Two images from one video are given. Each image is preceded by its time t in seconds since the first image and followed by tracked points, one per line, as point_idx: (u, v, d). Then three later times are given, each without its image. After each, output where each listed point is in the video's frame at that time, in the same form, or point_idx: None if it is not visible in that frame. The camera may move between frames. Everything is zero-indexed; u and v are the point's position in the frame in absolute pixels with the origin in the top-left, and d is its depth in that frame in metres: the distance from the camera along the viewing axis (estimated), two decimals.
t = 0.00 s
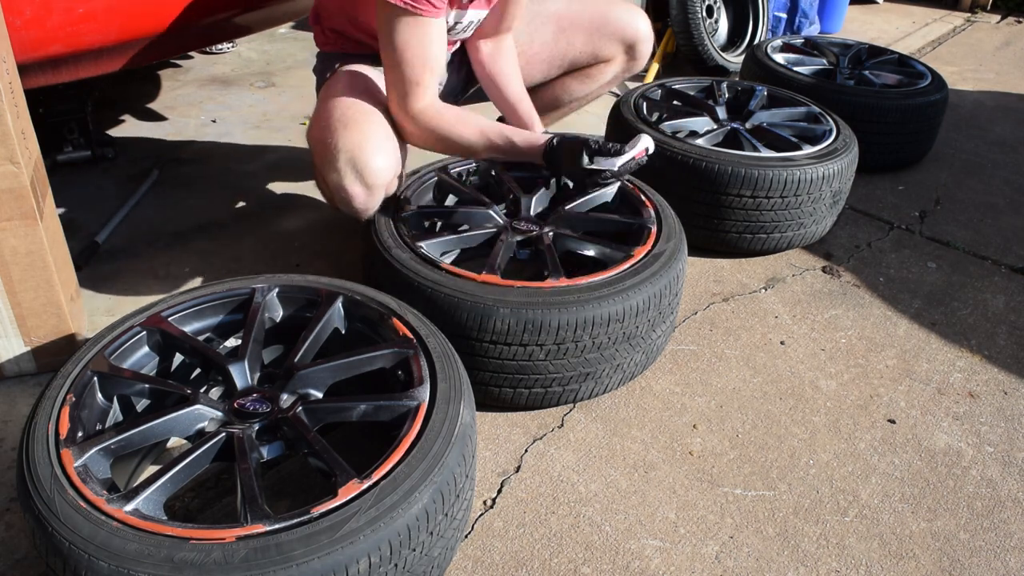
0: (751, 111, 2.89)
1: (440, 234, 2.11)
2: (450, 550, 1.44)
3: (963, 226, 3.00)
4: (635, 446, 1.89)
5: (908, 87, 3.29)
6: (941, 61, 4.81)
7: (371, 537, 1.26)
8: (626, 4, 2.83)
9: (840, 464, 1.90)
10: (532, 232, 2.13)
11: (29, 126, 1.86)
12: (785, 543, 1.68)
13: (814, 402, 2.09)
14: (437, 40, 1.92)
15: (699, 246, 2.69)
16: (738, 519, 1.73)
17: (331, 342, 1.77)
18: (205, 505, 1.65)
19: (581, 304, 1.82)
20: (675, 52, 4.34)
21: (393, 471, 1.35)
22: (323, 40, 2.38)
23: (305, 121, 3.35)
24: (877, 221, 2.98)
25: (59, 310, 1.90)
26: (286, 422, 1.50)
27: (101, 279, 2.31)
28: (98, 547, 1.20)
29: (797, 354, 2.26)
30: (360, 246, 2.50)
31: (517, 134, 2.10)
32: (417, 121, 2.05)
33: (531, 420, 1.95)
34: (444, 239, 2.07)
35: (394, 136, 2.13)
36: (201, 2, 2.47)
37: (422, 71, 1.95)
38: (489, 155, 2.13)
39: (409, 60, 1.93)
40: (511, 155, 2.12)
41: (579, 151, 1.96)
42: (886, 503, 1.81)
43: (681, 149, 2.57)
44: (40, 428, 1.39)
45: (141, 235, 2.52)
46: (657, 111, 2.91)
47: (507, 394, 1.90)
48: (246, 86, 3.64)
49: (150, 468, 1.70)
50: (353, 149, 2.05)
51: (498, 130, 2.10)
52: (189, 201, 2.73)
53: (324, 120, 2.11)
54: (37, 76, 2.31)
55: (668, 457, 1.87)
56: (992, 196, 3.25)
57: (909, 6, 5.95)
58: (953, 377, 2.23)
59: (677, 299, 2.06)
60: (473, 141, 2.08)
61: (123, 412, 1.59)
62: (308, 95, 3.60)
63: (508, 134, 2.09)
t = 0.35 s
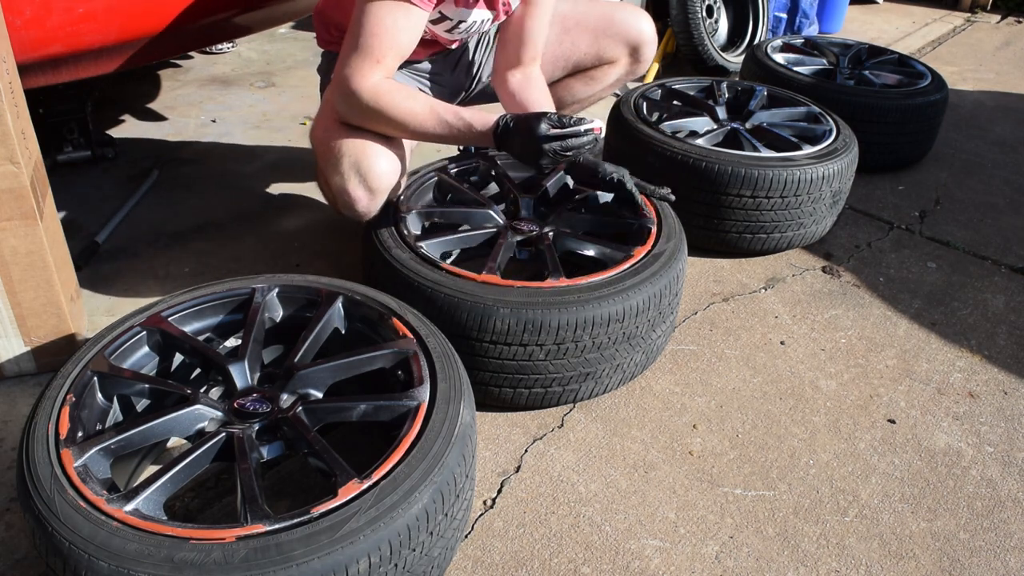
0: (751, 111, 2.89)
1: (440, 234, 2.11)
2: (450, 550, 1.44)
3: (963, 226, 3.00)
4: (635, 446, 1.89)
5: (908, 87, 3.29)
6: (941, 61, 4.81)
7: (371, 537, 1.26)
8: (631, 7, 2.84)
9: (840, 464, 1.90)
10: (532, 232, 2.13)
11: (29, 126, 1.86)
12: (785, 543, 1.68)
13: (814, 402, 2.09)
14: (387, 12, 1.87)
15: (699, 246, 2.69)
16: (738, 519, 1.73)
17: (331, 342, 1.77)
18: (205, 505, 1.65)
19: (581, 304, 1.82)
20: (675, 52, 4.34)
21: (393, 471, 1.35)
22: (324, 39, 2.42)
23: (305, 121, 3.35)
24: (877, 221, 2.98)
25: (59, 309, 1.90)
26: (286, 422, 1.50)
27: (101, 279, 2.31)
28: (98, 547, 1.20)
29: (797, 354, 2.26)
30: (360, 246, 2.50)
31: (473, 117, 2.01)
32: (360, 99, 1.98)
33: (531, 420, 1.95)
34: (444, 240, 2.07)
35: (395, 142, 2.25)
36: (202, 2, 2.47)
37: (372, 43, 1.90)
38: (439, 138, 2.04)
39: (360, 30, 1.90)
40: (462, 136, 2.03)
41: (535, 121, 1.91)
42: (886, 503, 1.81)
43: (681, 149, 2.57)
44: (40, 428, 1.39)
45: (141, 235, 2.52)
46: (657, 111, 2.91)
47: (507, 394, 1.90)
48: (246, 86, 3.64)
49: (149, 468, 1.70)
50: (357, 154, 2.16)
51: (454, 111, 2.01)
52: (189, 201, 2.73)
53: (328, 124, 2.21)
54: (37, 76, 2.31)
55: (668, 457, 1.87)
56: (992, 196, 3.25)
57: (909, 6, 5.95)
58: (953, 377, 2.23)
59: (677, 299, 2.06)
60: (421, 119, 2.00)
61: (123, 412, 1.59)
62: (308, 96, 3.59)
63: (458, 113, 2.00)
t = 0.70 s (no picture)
0: (751, 111, 2.89)
1: (440, 233, 2.11)
2: (450, 550, 1.44)
3: (963, 226, 3.00)
4: (635, 446, 1.89)
5: (908, 87, 3.29)
6: (941, 61, 4.81)
7: (371, 537, 1.26)
8: (625, 4, 2.85)
9: (840, 464, 1.90)
10: (532, 232, 2.13)
11: (29, 126, 1.86)
12: (785, 543, 1.68)
13: (814, 402, 2.09)
14: (385, 15, 1.87)
15: (699, 246, 2.69)
16: (738, 519, 1.73)
17: (331, 342, 1.77)
18: (205, 505, 1.65)
19: (581, 304, 1.82)
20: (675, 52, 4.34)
21: (393, 471, 1.35)
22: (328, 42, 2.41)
23: (304, 121, 3.35)
24: (877, 221, 2.98)
25: (59, 310, 1.90)
26: (286, 422, 1.50)
27: (101, 279, 2.31)
28: (98, 547, 1.20)
29: (797, 354, 2.26)
30: (360, 246, 2.50)
31: (470, 111, 2.00)
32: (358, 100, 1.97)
33: (531, 420, 1.95)
34: (444, 239, 2.07)
35: (396, 141, 2.24)
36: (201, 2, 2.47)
37: (370, 45, 1.89)
38: (439, 135, 2.03)
39: (358, 31, 1.90)
40: (462, 132, 2.02)
41: (534, 112, 1.93)
42: (886, 503, 1.81)
43: (681, 148, 2.57)
44: (40, 428, 1.39)
45: (141, 235, 2.52)
46: (657, 111, 2.91)
47: (507, 394, 1.90)
48: (245, 86, 3.64)
49: (150, 468, 1.70)
50: (358, 153, 2.16)
51: (451, 106, 2.00)
52: (188, 201, 2.73)
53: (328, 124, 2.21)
54: (37, 76, 2.31)
55: (668, 457, 1.87)
56: (992, 196, 3.25)
57: (909, 6, 5.95)
58: (953, 377, 2.23)
59: (677, 299, 2.06)
60: (419, 117, 2.00)
61: (123, 412, 1.59)
62: (308, 96, 3.59)
63: (457, 109, 2.00)
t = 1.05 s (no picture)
0: (751, 111, 2.89)
1: (440, 234, 2.11)
2: (450, 550, 1.44)
3: (963, 226, 3.00)
4: (635, 446, 1.89)
5: (908, 87, 3.29)
6: (941, 61, 4.81)
7: (371, 537, 1.26)
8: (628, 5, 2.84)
9: (840, 464, 1.90)
10: (532, 232, 2.14)
11: (29, 126, 1.86)
12: (784, 543, 1.68)
13: (814, 402, 2.09)
14: (376, 14, 1.88)
15: (699, 246, 2.69)
16: (738, 519, 1.73)
17: (331, 342, 1.77)
18: (205, 505, 1.65)
19: (581, 304, 1.82)
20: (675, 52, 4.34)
21: (393, 471, 1.35)
22: (328, 42, 2.41)
23: (304, 121, 3.35)
24: (877, 221, 2.98)
25: (59, 309, 1.90)
26: (286, 422, 1.50)
27: (101, 279, 2.31)
28: (98, 547, 1.20)
29: (797, 354, 2.26)
30: (360, 246, 2.50)
31: (462, 103, 2.00)
32: (352, 98, 1.99)
33: (531, 420, 1.95)
34: (444, 239, 2.07)
35: (396, 139, 2.24)
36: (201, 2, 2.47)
37: (363, 43, 1.91)
38: (432, 128, 2.02)
39: (351, 31, 1.91)
40: (454, 124, 2.01)
41: (526, 99, 1.92)
42: (886, 503, 1.81)
43: (681, 148, 2.57)
44: (40, 428, 1.39)
45: (141, 235, 2.52)
46: (657, 111, 2.91)
47: (507, 394, 1.90)
48: (245, 86, 3.64)
49: (150, 468, 1.70)
50: (360, 153, 2.16)
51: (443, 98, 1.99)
52: (188, 201, 2.72)
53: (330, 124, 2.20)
54: (37, 75, 2.31)
55: (668, 457, 1.87)
56: (992, 196, 3.24)
57: (909, 6, 5.95)
58: (953, 377, 2.23)
59: (677, 299, 2.06)
60: (413, 112, 1.99)
61: (123, 412, 1.59)
62: (308, 96, 3.59)
63: (448, 102, 1.99)
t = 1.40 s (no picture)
0: (751, 111, 2.89)
1: (440, 234, 2.11)
2: (450, 550, 1.44)
3: (963, 226, 3.00)
4: (635, 446, 1.89)
5: (908, 87, 3.29)
6: (941, 61, 4.81)
7: (371, 537, 1.26)
8: None
9: (840, 464, 1.90)
10: (532, 232, 2.13)
11: (29, 126, 1.86)
12: (785, 543, 1.68)
13: (814, 402, 2.09)
14: None
15: (699, 246, 2.69)
16: (738, 519, 1.73)
17: (331, 342, 1.77)
18: (205, 505, 1.65)
19: (581, 304, 1.82)
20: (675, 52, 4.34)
21: (393, 471, 1.35)
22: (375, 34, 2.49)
23: (305, 121, 3.35)
24: (877, 221, 2.98)
25: (59, 309, 1.90)
26: (286, 422, 1.50)
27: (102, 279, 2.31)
28: (98, 547, 1.20)
29: (797, 354, 2.26)
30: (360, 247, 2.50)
31: None
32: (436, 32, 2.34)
33: (531, 420, 1.95)
34: (445, 239, 2.07)
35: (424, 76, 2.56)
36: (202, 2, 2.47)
37: None
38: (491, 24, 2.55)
39: None
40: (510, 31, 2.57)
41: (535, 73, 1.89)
42: (886, 503, 1.81)
43: (681, 148, 2.57)
44: (40, 428, 1.39)
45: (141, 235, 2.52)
46: (657, 111, 2.91)
47: (507, 394, 1.90)
48: (246, 86, 3.64)
49: (150, 468, 1.70)
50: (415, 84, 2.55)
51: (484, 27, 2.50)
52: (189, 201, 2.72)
53: (378, 57, 2.50)
54: (36, 74, 2.31)
55: (668, 457, 1.87)
56: (992, 196, 3.24)
57: (909, 6, 5.95)
58: (953, 377, 2.23)
59: (677, 299, 2.06)
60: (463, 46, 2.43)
61: (123, 412, 1.59)
62: (308, 96, 3.59)
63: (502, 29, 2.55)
